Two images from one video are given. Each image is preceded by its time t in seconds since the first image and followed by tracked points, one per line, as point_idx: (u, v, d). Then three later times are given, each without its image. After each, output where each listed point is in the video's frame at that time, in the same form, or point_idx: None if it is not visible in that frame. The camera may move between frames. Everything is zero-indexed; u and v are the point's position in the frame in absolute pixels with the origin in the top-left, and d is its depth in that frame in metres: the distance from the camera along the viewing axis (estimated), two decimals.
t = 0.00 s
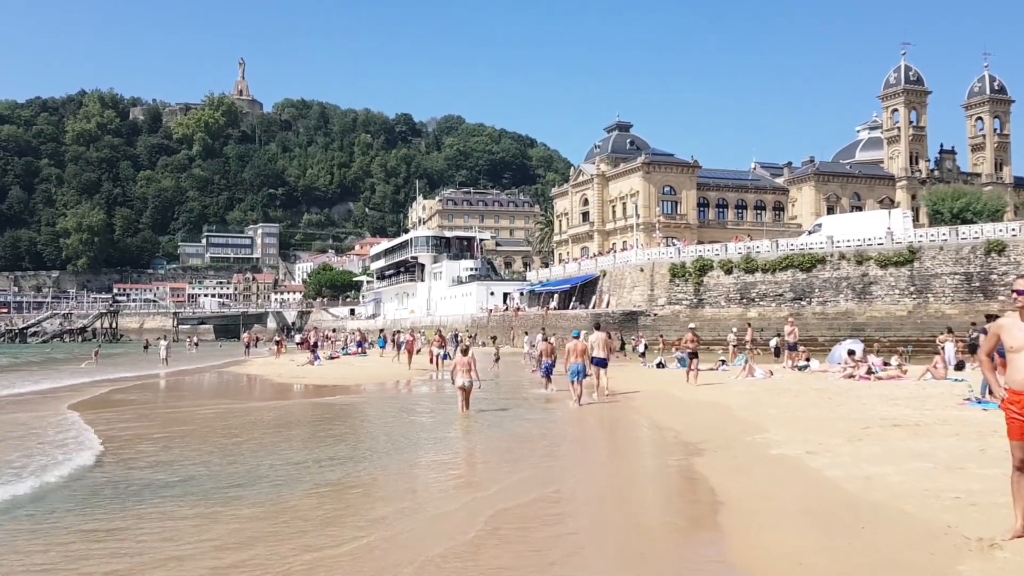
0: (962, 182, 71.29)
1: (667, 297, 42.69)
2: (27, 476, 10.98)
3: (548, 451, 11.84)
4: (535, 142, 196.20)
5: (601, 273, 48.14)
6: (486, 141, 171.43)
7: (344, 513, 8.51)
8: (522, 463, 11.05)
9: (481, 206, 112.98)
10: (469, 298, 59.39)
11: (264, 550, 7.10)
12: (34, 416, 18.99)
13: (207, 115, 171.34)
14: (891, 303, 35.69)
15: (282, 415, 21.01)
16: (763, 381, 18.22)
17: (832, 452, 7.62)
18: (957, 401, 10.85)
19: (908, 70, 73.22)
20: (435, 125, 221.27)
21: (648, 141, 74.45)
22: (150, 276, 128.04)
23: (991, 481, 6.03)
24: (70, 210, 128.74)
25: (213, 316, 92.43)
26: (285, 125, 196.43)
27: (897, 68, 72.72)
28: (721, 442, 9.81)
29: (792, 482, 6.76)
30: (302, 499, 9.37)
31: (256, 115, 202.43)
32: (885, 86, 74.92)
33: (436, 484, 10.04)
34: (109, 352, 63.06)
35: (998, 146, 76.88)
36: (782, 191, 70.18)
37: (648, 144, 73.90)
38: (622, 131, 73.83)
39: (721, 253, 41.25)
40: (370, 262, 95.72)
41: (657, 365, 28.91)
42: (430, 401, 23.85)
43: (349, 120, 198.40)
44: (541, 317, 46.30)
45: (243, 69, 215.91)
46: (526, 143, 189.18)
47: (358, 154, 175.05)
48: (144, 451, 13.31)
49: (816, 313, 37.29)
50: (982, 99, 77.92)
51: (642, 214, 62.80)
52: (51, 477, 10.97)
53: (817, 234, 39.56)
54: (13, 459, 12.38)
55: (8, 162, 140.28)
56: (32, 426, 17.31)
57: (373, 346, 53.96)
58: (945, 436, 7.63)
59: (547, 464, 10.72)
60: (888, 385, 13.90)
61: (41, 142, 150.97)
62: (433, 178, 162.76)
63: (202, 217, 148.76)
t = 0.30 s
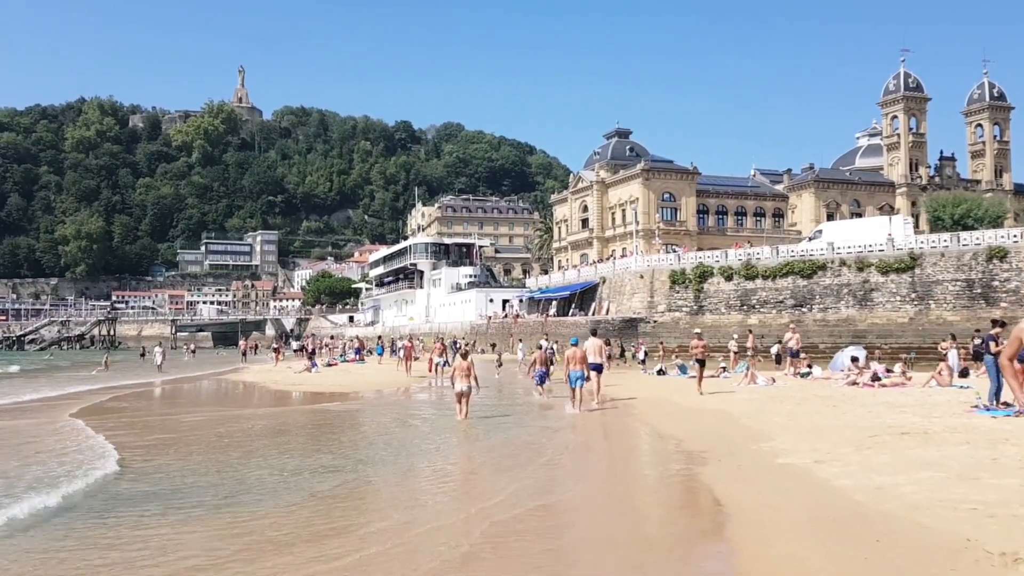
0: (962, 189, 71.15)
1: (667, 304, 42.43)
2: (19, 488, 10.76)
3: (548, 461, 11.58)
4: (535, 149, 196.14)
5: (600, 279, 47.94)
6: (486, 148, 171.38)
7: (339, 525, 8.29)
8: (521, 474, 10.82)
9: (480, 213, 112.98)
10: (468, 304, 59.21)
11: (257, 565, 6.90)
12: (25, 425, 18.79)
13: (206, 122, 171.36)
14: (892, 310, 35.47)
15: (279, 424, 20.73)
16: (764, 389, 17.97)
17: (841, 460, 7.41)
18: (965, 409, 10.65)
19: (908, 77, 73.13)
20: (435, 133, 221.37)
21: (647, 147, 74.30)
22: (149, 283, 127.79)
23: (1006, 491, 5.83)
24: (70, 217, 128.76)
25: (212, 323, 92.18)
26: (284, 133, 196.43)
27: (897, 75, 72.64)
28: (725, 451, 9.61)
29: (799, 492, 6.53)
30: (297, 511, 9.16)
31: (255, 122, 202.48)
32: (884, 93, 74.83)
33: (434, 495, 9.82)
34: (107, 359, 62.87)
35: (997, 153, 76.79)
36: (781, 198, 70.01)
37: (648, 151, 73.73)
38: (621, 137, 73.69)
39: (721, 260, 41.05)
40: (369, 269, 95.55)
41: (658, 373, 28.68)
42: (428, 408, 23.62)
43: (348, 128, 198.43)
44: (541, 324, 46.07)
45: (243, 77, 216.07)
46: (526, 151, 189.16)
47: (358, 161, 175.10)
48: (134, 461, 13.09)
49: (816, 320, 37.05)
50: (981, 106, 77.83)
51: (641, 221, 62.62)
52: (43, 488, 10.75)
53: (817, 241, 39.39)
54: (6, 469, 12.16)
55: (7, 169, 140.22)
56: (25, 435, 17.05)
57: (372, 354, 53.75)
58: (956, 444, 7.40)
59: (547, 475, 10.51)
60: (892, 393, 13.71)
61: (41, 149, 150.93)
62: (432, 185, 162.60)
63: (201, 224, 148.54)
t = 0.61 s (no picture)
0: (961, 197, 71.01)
1: (666, 312, 42.21)
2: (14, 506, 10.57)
3: (549, 473, 11.44)
4: (533, 158, 196.17)
5: (599, 287, 47.76)
6: (485, 156, 171.40)
7: (338, 544, 8.12)
8: (523, 487, 10.68)
9: (479, 221, 112.77)
10: (467, 313, 59.05)
11: None
12: (19, 437, 18.61)
13: (205, 130, 171.38)
14: (892, 318, 35.27)
15: (276, 435, 20.55)
16: (766, 399, 17.79)
17: (849, 474, 7.27)
18: (975, 417, 10.47)
19: (907, 85, 73.08)
20: (434, 141, 221.45)
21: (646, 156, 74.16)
22: (147, 291, 127.67)
23: None
24: (68, 225, 128.45)
25: (210, 331, 91.92)
26: (283, 141, 196.25)
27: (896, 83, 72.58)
28: (729, 464, 9.46)
29: (808, 509, 6.39)
30: (295, 529, 9.01)
31: (254, 130, 202.47)
32: (883, 101, 74.76)
33: (434, 511, 9.66)
34: (104, 369, 62.59)
35: (997, 161, 76.72)
36: (780, 207, 69.87)
37: (647, 160, 73.59)
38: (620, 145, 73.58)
39: (721, 268, 40.89)
40: (368, 278, 95.37)
41: (658, 382, 28.48)
42: (427, 418, 23.42)
43: (347, 136, 198.40)
44: (540, 332, 45.85)
45: (242, 85, 216.06)
46: (525, 159, 189.16)
47: (356, 169, 174.96)
48: (129, 475, 12.95)
49: (817, 329, 36.86)
50: (980, 114, 77.75)
51: (640, 229, 62.49)
52: (37, 505, 10.58)
53: (817, 249, 39.25)
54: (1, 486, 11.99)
55: (5, 177, 140.06)
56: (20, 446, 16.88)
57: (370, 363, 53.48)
58: (967, 457, 7.25)
59: (547, 489, 10.36)
60: (894, 403, 13.56)
61: (39, 158, 150.84)
62: (431, 194, 162.55)
63: (200, 232, 148.30)
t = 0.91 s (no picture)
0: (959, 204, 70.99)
1: (664, 319, 41.97)
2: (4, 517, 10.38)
3: (547, 481, 11.29)
4: (531, 166, 196.04)
5: (597, 294, 47.56)
6: (483, 164, 171.33)
7: (334, 556, 7.94)
8: (520, 496, 10.49)
9: (476, 229, 112.71)
10: (464, 320, 58.80)
11: None
12: (10, 445, 18.42)
13: (202, 138, 171.19)
14: (892, 324, 35.05)
15: (270, 442, 20.30)
16: (767, 405, 17.58)
17: (857, 480, 7.14)
18: (981, 423, 10.28)
19: (904, 92, 73.06)
20: (431, 148, 221.37)
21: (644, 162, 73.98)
22: (143, 299, 127.33)
23: None
24: (64, 233, 128.28)
25: (206, 340, 91.60)
26: (280, 149, 196.04)
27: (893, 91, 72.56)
28: (730, 472, 9.30)
29: (817, 518, 6.27)
30: (290, 540, 8.83)
31: (251, 138, 202.39)
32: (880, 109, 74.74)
33: (430, 521, 9.49)
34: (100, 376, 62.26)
35: (994, 168, 76.67)
36: (778, 214, 69.72)
37: (645, 166, 73.43)
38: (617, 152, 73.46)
39: (719, 274, 40.69)
40: (365, 285, 95.13)
41: (658, 389, 28.30)
42: (423, 426, 23.17)
43: (345, 144, 198.23)
44: (538, 340, 45.60)
45: (239, 93, 216.00)
46: (522, 166, 189.00)
47: (354, 177, 175.07)
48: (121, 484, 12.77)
49: (815, 336, 36.64)
50: (977, 121, 77.72)
51: (638, 236, 62.37)
52: (28, 516, 10.39)
53: (816, 255, 39.08)
54: None
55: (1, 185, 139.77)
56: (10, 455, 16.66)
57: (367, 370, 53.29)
58: (978, 463, 7.10)
59: (545, 497, 10.19)
60: (897, 409, 13.36)
61: (36, 166, 150.62)
62: (428, 202, 162.29)
63: (196, 240, 147.97)
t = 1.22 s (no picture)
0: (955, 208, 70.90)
1: (660, 324, 41.78)
2: None
3: (545, 489, 11.25)
4: (527, 171, 195.96)
5: (593, 299, 47.38)
6: (478, 169, 171.33)
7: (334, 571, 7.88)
8: (516, 506, 10.46)
9: (472, 234, 112.45)
10: (460, 325, 58.59)
11: None
12: (0, 453, 18.28)
13: (197, 143, 170.86)
14: (889, 329, 34.89)
15: (265, 450, 20.14)
16: (764, 412, 17.39)
17: (861, 492, 7.14)
18: (983, 430, 10.14)
19: (899, 97, 73.04)
20: (427, 154, 221.26)
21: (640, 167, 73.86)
22: (138, 305, 127.03)
23: None
24: (59, 238, 128.03)
25: (201, 345, 91.24)
26: (275, 154, 195.56)
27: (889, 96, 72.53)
28: (730, 481, 9.25)
29: (821, 532, 6.26)
30: (289, 556, 8.75)
31: (247, 143, 202.14)
32: (876, 113, 74.69)
33: (427, 532, 9.42)
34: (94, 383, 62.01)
35: (990, 173, 76.67)
36: (774, 218, 69.62)
37: (640, 171, 73.30)
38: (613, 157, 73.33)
39: (715, 279, 40.52)
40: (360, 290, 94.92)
41: (654, 396, 28.08)
42: (418, 432, 22.96)
43: (341, 149, 198.00)
44: (533, 345, 45.39)
45: (235, 99, 215.75)
46: (518, 172, 188.94)
47: (349, 182, 174.71)
48: (115, 496, 12.72)
49: (812, 341, 36.49)
50: (973, 126, 77.68)
51: (634, 241, 62.28)
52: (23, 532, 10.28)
53: (812, 260, 38.95)
54: None
55: None
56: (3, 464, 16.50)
57: (362, 376, 52.99)
58: (983, 473, 7.06)
59: (542, 507, 10.11)
60: (896, 416, 13.21)
61: (30, 171, 150.26)
62: (424, 207, 162.23)
63: (192, 245, 147.58)
